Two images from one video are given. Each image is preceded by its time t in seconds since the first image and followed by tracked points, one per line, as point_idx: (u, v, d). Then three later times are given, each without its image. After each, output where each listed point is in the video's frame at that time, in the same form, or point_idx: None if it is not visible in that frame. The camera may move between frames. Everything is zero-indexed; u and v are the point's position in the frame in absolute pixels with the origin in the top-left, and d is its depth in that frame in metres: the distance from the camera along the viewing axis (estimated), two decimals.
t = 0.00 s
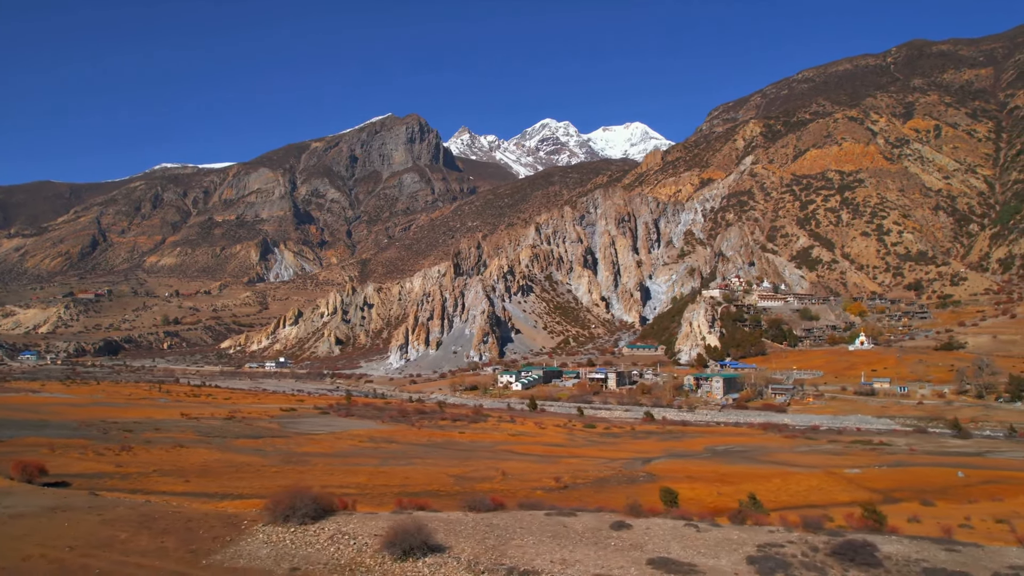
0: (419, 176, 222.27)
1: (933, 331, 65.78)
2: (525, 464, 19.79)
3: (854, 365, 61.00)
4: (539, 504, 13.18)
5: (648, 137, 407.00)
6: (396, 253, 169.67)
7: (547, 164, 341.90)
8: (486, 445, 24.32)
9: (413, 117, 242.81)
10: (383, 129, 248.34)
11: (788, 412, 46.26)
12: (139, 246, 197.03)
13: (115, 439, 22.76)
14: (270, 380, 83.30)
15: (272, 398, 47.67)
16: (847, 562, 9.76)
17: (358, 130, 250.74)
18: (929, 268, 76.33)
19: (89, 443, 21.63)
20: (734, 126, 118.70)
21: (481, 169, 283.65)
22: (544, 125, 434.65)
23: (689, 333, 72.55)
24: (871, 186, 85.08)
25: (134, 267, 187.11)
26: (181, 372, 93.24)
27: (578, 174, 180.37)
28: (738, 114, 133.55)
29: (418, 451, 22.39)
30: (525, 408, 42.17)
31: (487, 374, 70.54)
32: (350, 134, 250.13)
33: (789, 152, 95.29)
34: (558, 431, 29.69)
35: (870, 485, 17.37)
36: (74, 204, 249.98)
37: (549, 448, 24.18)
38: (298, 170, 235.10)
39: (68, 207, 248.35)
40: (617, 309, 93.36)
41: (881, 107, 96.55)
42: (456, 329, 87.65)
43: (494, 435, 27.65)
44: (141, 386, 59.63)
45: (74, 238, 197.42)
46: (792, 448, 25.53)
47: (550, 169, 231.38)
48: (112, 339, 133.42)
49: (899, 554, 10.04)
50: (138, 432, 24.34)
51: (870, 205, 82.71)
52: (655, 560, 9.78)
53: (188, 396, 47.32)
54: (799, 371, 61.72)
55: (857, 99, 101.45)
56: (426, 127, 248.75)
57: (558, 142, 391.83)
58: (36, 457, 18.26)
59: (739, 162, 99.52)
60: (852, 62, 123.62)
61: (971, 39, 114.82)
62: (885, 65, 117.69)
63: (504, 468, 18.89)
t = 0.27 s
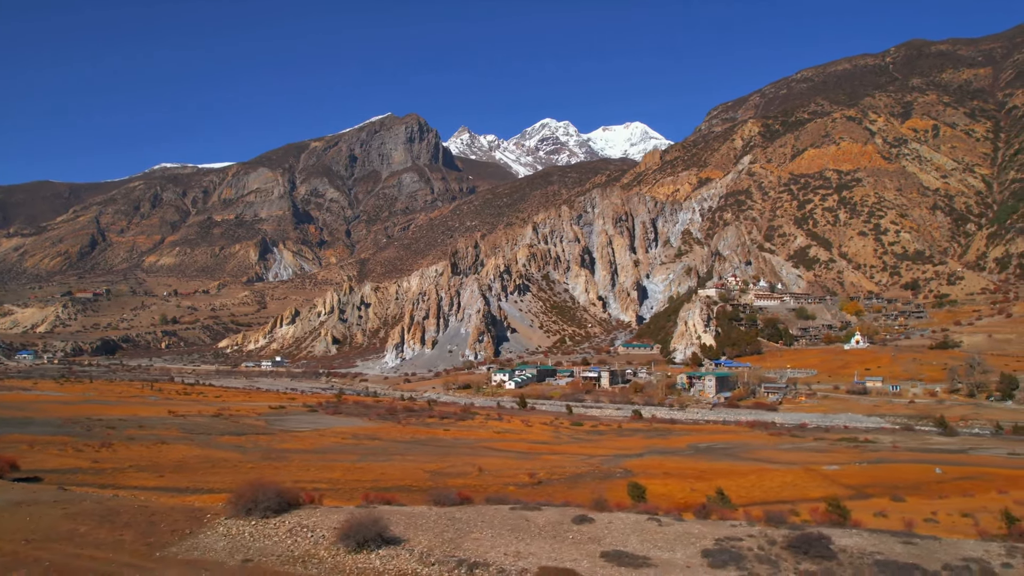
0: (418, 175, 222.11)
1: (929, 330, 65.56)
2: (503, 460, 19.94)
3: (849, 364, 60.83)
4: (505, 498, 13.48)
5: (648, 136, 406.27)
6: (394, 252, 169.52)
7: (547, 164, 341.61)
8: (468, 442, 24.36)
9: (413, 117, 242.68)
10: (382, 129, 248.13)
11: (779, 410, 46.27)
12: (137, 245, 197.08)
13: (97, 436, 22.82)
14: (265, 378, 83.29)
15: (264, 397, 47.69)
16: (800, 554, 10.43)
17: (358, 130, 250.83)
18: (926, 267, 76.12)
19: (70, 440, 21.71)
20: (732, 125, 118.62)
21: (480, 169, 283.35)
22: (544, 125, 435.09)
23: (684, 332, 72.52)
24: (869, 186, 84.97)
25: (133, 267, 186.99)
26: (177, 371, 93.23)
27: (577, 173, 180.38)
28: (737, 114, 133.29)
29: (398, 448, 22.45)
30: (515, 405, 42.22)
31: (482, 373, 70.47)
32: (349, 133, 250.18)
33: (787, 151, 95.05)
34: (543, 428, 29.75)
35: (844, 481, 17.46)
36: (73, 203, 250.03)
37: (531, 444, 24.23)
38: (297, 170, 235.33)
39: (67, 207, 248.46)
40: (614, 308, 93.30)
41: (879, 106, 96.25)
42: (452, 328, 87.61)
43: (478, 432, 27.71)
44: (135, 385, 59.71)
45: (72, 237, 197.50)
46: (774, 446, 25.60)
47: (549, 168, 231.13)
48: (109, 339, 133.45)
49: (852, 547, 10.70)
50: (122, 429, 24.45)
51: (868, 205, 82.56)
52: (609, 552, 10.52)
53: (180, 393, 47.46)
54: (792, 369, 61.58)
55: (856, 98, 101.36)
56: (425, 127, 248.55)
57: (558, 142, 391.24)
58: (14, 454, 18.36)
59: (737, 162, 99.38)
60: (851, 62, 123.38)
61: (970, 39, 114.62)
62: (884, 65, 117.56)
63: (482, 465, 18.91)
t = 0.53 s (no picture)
0: (417, 175, 221.96)
1: (924, 329, 65.51)
2: (482, 457, 19.97)
3: (843, 363, 60.71)
4: (471, 495, 13.73)
5: (648, 137, 405.97)
6: (393, 252, 169.41)
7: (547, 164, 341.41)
8: (451, 441, 24.34)
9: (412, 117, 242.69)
10: (382, 129, 248.10)
11: (771, 409, 46.25)
12: (135, 245, 197.11)
13: (78, 433, 22.84)
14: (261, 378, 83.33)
15: (256, 395, 47.70)
16: (754, 549, 11.19)
17: (357, 129, 250.89)
18: (923, 267, 76.01)
19: (51, 437, 21.76)
20: (730, 125, 118.59)
21: (480, 169, 283.28)
22: (543, 125, 435.20)
23: (679, 331, 72.45)
24: (866, 186, 85.12)
25: (131, 266, 186.94)
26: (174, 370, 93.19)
27: (575, 173, 180.32)
28: (736, 114, 133.19)
29: (379, 446, 22.45)
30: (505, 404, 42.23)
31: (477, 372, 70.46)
32: (348, 133, 250.21)
33: (785, 151, 95.05)
34: (529, 427, 29.74)
35: (819, 478, 17.49)
36: (72, 203, 250.08)
37: (514, 442, 24.22)
38: (296, 170, 235.43)
39: (66, 207, 248.54)
40: (611, 308, 93.17)
41: (877, 106, 96.01)
42: (447, 327, 87.65)
43: (463, 430, 27.71)
44: (128, 384, 59.64)
45: (71, 237, 197.53)
46: (758, 444, 25.58)
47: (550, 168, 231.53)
48: (107, 338, 133.50)
49: (809, 543, 11.44)
50: (103, 427, 24.44)
51: (865, 205, 82.62)
52: (562, 547, 11.25)
53: (172, 392, 47.48)
54: (786, 368, 61.42)
55: (854, 98, 101.41)
56: (424, 127, 248.37)
57: (558, 143, 390.99)
58: None
59: (734, 161, 99.22)
60: (850, 62, 123.29)
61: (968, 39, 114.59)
62: (882, 65, 117.45)
63: (458, 462, 18.97)
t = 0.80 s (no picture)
0: (416, 175, 221.73)
1: (920, 329, 65.38)
2: (461, 454, 20.05)
3: (838, 363, 60.59)
4: (440, 497, 14.14)
5: (648, 137, 405.63)
6: (392, 252, 169.27)
7: (547, 164, 341.10)
8: (434, 438, 24.34)
9: (411, 117, 242.56)
10: (381, 129, 247.91)
11: (763, 408, 46.24)
12: (134, 245, 197.08)
13: (61, 431, 22.88)
14: (256, 377, 83.34)
15: (247, 394, 47.67)
16: (709, 544, 11.98)
17: (356, 129, 250.75)
18: (920, 267, 76.08)
19: (33, 434, 21.83)
20: (729, 125, 118.38)
21: (480, 169, 283.03)
22: (543, 125, 434.93)
23: (674, 331, 72.46)
24: (864, 185, 84.99)
25: (131, 266, 186.80)
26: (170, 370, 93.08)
27: (574, 173, 180.15)
28: (735, 114, 132.90)
29: (361, 443, 22.49)
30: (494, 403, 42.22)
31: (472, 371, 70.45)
32: (348, 133, 250.09)
33: (783, 151, 94.89)
34: (516, 425, 29.75)
35: (795, 475, 17.57)
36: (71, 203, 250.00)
37: (497, 440, 24.24)
38: (295, 169, 235.39)
39: (65, 207, 248.45)
40: (607, 308, 93.14)
41: (876, 106, 95.79)
42: (443, 327, 87.65)
43: (448, 429, 27.74)
44: (121, 383, 59.56)
45: (69, 237, 197.45)
46: (742, 442, 25.57)
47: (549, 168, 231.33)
48: (104, 338, 133.46)
49: (766, 538, 12.28)
50: (88, 425, 24.47)
51: (863, 204, 82.37)
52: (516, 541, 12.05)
53: (164, 391, 47.45)
54: (780, 368, 61.21)
55: (853, 98, 101.29)
56: (424, 127, 248.14)
57: (558, 142, 390.58)
58: None
59: (732, 161, 98.93)
60: (849, 62, 123.06)
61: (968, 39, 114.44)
62: (881, 65, 117.21)
63: (436, 458, 19.05)
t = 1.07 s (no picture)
0: (416, 175, 221.60)
1: (916, 328, 65.23)
2: (439, 451, 20.05)
3: (832, 362, 60.49)
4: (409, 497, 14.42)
5: (648, 137, 405.48)
6: (391, 252, 169.30)
7: (547, 164, 340.99)
8: (416, 436, 24.30)
9: (411, 117, 242.60)
10: (381, 129, 247.88)
11: (755, 407, 46.16)
12: (133, 245, 197.14)
13: (42, 428, 22.87)
14: (252, 376, 83.36)
15: (239, 392, 47.62)
16: (663, 539, 12.37)
17: (356, 129, 250.71)
18: (917, 267, 75.99)
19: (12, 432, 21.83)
20: (728, 125, 118.29)
21: (480, 169, 282.91)
22: (543, 125, 434.81)
23: (670, 330, 72.57)
24: (862, 185, 84.80)
25: (130, 266, 186.89)
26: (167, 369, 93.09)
27: (573, 172, 180.02)
28: (734, 114, 132.68)
29: (341, 441, 22.44)
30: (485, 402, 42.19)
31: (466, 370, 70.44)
32: (347, 133, 250.09)
33: (781, 151, 94.71)
34: (502, 423, 29.71)
35: (771, 472, 17.60)
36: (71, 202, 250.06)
37: (480, 438, 24.20)
38: (295, 169, 235.37)
39: (65, 207, 248.45)
40: (605, 307, 93.16)
41: (874, 106, 95.64)
42: (439, 326, 87.63)
43: (433, 427, 27.71)
44: (113, 382, 59.50)
45: (68, 236, 197.50)
46: (726, 440, 25.55)
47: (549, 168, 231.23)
48: (102, 337, 133.59)
49: (723, 533, 12.68)
50: (70, 422, 24.48)
51: (860, 204, 82.20)
52: (470, 535, 12.47)
53: (155, 390, 47.43)
54: (774, 368, 60.90)
55: (851, 97, 101.21)
56: (423, 127, 248.07)
57: (558, 142, 390.41)
58: None
59: (731, 161, 98.61)
60: (848, 62, 122.90)
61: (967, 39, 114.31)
62: (880, 65, 117.02)
63: (413, 456, 19.04)
